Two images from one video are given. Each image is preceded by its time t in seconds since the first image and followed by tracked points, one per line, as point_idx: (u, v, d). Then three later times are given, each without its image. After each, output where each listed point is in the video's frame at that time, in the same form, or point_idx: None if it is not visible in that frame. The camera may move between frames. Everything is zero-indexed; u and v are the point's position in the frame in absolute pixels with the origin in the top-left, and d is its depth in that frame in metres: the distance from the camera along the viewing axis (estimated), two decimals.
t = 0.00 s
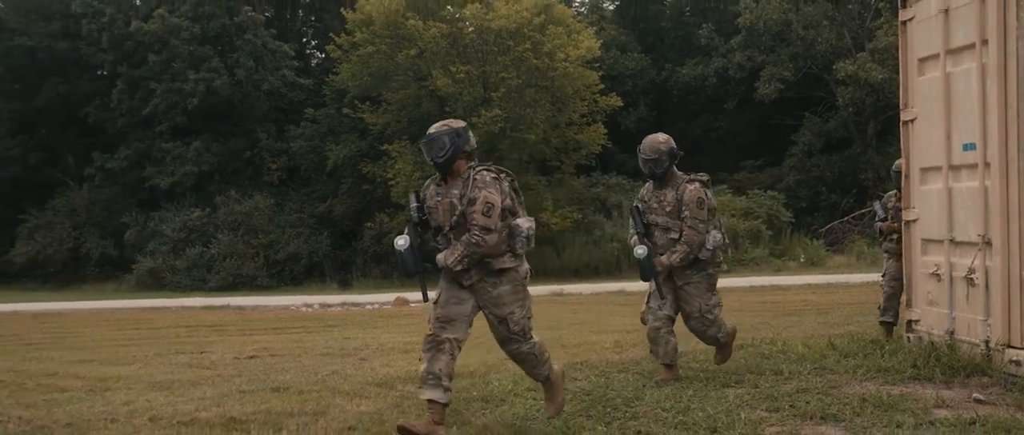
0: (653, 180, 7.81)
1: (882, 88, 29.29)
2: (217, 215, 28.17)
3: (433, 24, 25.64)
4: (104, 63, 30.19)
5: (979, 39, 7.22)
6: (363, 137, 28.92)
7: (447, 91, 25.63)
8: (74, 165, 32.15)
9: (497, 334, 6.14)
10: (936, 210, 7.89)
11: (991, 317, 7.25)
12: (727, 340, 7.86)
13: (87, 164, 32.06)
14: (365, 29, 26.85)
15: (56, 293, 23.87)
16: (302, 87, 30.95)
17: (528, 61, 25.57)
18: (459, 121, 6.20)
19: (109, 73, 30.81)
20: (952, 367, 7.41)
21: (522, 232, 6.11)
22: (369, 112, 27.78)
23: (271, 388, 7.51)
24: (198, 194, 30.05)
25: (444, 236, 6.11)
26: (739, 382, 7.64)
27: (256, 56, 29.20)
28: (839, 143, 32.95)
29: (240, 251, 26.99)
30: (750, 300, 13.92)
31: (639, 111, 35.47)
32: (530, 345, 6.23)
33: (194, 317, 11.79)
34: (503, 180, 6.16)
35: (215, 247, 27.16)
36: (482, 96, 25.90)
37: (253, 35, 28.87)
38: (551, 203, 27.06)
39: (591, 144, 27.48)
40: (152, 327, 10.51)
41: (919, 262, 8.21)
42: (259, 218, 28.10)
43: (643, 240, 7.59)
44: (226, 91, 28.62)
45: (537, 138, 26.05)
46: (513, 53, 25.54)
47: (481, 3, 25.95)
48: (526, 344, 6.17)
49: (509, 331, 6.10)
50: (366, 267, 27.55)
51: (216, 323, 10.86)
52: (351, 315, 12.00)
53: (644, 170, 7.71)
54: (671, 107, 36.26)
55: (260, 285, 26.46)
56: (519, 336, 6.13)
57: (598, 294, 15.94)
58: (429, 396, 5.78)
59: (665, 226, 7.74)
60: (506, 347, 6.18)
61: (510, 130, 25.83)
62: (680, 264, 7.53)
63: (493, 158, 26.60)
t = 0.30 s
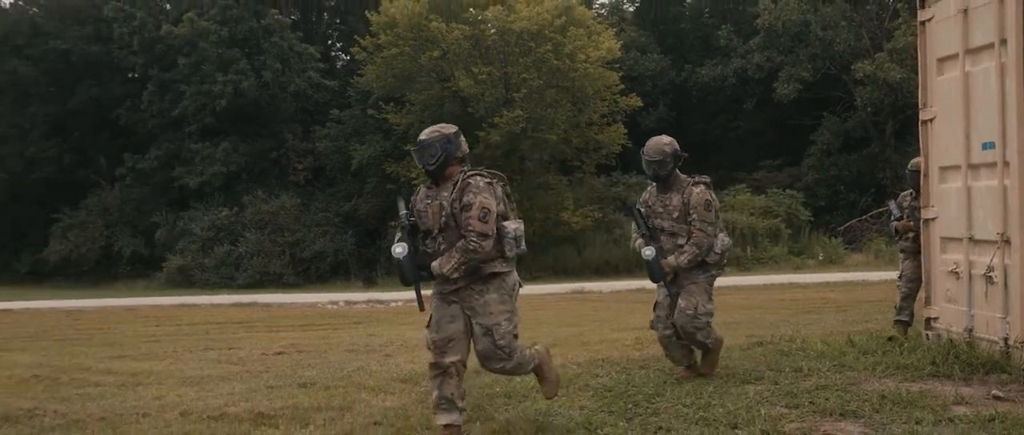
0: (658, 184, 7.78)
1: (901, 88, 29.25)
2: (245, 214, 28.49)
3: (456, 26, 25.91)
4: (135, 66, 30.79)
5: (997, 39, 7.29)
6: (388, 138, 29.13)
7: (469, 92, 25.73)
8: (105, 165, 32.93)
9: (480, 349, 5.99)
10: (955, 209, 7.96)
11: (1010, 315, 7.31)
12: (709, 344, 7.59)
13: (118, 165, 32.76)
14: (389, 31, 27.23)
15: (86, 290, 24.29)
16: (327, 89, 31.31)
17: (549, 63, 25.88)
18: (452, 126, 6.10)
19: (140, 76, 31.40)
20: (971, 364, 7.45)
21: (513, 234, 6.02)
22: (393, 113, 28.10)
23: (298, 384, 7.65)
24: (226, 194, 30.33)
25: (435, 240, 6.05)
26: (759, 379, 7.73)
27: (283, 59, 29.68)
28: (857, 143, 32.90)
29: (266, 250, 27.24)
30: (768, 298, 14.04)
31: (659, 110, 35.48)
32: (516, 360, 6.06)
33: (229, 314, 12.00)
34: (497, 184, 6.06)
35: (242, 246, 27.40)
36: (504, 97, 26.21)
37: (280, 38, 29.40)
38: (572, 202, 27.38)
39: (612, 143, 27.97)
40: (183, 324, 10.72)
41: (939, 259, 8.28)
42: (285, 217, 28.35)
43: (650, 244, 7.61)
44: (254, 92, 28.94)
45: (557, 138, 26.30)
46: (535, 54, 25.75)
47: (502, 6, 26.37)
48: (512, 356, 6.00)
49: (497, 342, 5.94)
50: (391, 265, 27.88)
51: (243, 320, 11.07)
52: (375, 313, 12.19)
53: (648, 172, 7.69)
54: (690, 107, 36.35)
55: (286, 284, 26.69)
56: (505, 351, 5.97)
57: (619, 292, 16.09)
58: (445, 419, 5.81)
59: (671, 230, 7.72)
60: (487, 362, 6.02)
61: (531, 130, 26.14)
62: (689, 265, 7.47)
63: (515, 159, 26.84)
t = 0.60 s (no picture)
0: (663, 180, 7.34)
1: (919, 89, 29.25)
2: (273, 214, 28.79)
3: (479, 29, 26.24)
4: (168, 69, 31.62)
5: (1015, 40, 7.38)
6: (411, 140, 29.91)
7: (493, 94, 26.31)
8: (140, 167, 33.68)
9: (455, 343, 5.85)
10: (973, 208, 8.05)
11: None
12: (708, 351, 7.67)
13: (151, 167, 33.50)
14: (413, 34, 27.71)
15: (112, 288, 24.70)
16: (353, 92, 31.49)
17: (571, 66, 26.43)
18: (444, 134, 6.06)
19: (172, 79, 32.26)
20: (989, 361, 7.54)
21: (509, 248, 5.96)
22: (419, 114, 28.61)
23: (327, 379, 7.83)
24: (256, 194, 30.65)
25: (430, 254, 5.95)
26: (778, 375, 7.84)
27: (311, 62, 29.93)
28: (875, 144, 32.88)
29: (295, 249, 27.55)
30: (788, 296, 14.12)
31: (679, 111, 35.58)
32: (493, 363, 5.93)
33: (266, 311, 12.37)
34: (491, 195, 6.05)
35: (271, 244, 27.73)
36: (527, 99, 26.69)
37: (307, 41, 29.65)
38: (594, 202, 27.67)
39: (633, 144, 28.33)
40: (214, 322, 10.99)
41: (957, 259, 8.37)
42: (312, 217, 28.64)
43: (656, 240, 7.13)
44: (282, 95, 29.27)
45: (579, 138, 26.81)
46: (557, 57, 26.25)
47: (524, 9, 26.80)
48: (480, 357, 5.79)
49: (468, 337, 5.80)
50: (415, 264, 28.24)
51: (276, 317, 11.36)
52: (401, 310, 12.40)
53: (653, 168, 7.23)
54: (710, 108, 36.41)
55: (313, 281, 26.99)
56: (474, 349, 5.79)
57: (639, 290, 16.27)
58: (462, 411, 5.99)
59: (677, 228, 7.30)
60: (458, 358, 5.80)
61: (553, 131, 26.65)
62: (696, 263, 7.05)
63: (537, 160, 27.15)
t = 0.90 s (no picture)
0: (668, 176, 7.22)
1: (938, 89, 29.19)
2: (300, 214, 29.13)
3: (502, 32, 26.71)
4: (197, 73, 32.41)
5: None
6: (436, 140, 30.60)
7: (515, 95, 26.60)
8: (170, 168, 34.72)
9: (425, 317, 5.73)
10: (992, 208, 8.12)
11: None
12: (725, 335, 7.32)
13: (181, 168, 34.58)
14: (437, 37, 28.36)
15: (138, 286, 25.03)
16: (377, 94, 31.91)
17: (592, 67, 26.85)
18: (434, 130, 5.92)
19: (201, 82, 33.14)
20: (1008, 358, 7.61)
21: (509, 247, 5.84)
22: (442, 115, 29.10)
23: (353, 376, 7.99)
24: (283, 195, 31.09)
25: (422, 253, 5.83)
26: (799, 372, 7.93)
27: (336, 65, 30.32)
28: (894, 143, 32.83)
29: (321, 248, 27.82)
30: (805, 294, 14.22)
31: (699, 112, 35.69)
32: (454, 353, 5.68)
33: (295, 308, 12.68)
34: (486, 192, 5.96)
35: (298, 243, 28.01)
36: (549, 100, 27.00)
37: (333, 44, 30.01)
38: (614, 201, 27.62)
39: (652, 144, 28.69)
40: (244, 319, 11.28)
41: (975, 257, 8.44)
42: (338, 216, 28.93)
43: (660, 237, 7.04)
44: (309, 97, 29.65)
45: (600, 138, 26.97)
46: (578, 58, 26.68)
47: (546, 13, 27.29)
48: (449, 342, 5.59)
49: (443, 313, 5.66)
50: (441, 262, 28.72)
51: (303, 314, 11.59)
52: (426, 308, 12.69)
53: (658, 164, 7.12)
54: (728, 108, 36.37)
55: (340, 279, 27.24)
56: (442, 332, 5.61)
57: (659, 287, 16.47)
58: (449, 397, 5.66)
59: (681, 225, 7.21)
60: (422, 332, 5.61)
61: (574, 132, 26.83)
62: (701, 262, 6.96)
63: (559, 160, 27.37)
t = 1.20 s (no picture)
0: (668, 178, 6.95)
1: (954, 89, 29.16)
2: (326, 213, 29.60)
3: (523, 35, 27.38)
4: (227, 77, 32.82)
5: None
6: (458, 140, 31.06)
7: (536, 97, 27.08)
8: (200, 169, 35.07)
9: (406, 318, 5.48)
10: (1009, 206, 8.21)
11: None
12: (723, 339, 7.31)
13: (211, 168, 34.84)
14: (460, 40, 29.03)
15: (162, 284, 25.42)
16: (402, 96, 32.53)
17: (612, 68, 27.23)
18: (424, 123, 5.70)
19: (231, 85, 33.38)
20: None
21: (497, 243, 5.73)
22: (465, 116, 29.55)
23: (378, 371, 8.17)
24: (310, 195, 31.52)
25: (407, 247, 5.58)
26: (817, 368, 8.03)
27: (362, 68, 31.44)
28: (910, 142, 32.83)
29: (347, 246, 28.21)
30: (822, 291, 14.29)
31: (716, 112, 35.87)
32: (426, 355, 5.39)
33: (323, 305, 12.96)
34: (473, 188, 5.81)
35: (324, 242, 28.39)
36: (569, 101, 27.40)
37: (359, 47, 31.22)
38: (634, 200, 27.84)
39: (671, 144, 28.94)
40: (272, 315, 11.55)
41: (992, 254, 8.53)
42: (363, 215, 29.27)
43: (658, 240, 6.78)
44: (336, 99, 30.43)
45: (620, 138, 27.18)
46: (598, 60, 27.12)
47: (566, 16, 27.80)
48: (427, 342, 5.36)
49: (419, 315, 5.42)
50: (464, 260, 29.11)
51: (329, 311, 11.83)
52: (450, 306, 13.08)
53: (658, 167, 6.86)
54: (745, 109, 36.53)
55: (365, 277, 27.26)
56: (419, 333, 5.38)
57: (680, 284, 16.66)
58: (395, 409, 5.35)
59: (681, 228, 6.92)
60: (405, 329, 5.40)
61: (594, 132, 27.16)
62: (698, 266, 6.67)
63: (579, 160, 27.61)
